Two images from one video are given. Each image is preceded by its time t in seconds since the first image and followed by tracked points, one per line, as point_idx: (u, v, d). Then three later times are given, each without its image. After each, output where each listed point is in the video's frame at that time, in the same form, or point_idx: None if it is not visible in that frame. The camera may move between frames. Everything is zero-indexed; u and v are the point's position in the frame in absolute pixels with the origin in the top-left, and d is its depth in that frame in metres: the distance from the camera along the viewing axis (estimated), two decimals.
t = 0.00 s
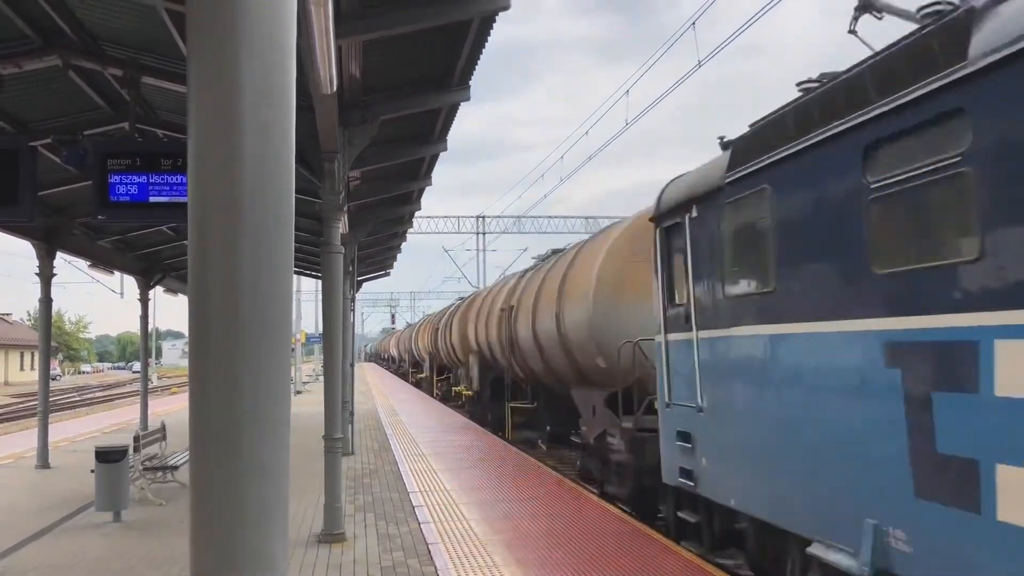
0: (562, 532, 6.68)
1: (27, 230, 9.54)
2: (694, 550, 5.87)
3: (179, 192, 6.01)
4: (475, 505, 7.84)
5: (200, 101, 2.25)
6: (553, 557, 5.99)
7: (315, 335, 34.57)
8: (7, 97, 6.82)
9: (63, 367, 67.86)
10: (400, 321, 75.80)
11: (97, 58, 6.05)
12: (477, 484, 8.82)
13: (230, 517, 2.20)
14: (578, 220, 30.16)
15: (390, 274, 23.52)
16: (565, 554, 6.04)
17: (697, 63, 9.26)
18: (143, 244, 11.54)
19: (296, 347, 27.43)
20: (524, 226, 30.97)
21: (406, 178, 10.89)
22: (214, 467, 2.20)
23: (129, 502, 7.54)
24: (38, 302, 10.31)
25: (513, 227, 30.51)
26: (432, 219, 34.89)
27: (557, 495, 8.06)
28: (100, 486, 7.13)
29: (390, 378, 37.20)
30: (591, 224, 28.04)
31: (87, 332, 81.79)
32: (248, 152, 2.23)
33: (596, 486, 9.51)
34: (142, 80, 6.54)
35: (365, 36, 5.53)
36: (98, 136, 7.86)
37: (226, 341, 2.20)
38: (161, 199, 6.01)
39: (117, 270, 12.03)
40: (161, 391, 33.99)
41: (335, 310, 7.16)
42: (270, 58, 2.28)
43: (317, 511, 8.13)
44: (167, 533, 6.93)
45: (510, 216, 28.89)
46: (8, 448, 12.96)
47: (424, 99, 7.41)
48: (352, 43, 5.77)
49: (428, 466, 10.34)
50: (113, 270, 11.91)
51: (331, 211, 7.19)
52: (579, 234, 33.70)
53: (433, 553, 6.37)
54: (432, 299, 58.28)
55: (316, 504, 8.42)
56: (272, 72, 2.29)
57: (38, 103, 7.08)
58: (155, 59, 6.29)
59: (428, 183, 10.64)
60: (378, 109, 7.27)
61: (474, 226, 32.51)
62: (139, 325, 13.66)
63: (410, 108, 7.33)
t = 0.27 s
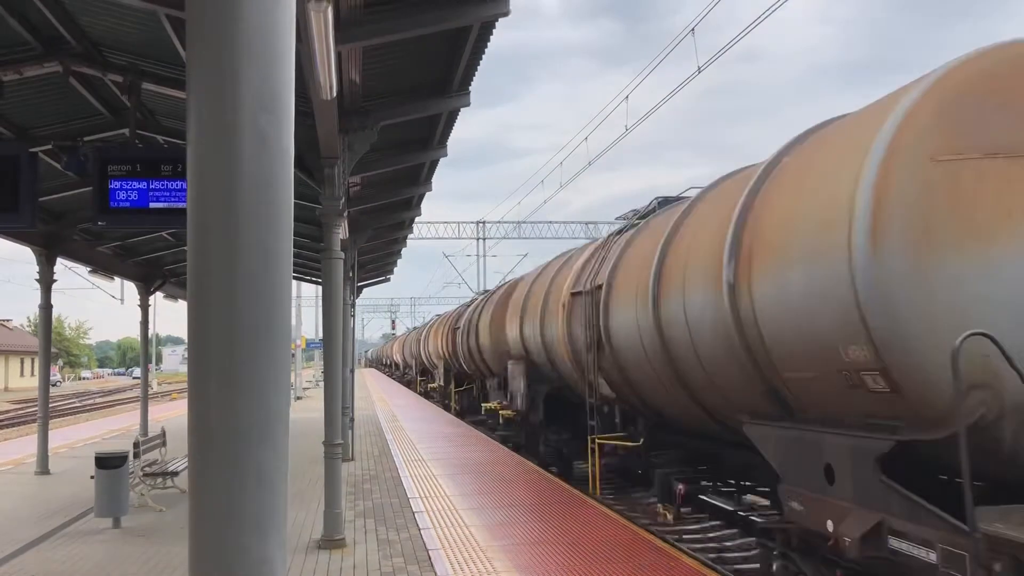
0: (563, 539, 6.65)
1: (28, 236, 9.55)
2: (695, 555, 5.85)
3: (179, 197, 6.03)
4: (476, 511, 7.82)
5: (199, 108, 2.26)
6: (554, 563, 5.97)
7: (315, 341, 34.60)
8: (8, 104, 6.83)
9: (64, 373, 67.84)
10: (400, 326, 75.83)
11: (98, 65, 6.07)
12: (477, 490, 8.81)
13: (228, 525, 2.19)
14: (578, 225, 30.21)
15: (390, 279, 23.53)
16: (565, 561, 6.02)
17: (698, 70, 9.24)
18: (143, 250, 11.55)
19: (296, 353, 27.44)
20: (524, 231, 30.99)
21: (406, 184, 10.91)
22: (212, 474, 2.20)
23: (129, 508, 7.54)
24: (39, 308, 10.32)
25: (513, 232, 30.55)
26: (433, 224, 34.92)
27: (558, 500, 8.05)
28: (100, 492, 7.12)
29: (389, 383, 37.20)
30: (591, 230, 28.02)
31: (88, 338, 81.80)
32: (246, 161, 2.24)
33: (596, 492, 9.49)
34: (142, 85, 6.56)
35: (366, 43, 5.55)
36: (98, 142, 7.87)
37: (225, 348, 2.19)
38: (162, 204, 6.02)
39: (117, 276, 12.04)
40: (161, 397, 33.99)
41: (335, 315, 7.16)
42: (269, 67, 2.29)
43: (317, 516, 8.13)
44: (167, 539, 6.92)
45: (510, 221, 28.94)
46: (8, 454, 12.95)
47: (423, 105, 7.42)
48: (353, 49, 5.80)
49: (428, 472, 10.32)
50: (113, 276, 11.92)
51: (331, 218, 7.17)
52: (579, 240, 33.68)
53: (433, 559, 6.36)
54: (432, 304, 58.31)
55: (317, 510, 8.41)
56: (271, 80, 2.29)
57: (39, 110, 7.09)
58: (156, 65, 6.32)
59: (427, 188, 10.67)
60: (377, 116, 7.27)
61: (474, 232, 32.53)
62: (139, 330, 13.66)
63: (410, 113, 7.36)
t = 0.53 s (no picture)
0: (562, 542, 6.65)
1: (28, 241, 9.57)
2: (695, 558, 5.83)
3: (179, 201, 6.04)
4: (476, 514, 7.82)
5: (197, 112, 2.26)
6: (554, 567, 5.97)
7: (315, 345, 34.61)
8: (8, 109, 6.85)
9: (64, 377, 67.83)
10: (400, 330, 75.84)
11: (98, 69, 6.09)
12: (477, 493, 8.80)
13: (228, 528, 2.19)
14: (578, 228, 30.23)
15: (389, 282, 23.55)
16: (564, 565, 6.02)
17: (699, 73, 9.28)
18: (143, 254, 11.56)
19: (296, 357, 27.44)
20: (524, 235, 31.02)
21: (405, 188, 10.93)
22: (212, 477, 2.20)
23: (129, 512, 7.54)
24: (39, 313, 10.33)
25: (513, 236, 30.56)
26: (432, 228, 34.93)
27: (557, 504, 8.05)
28: (101, 497, 7.12)
29: (389, 387, 37.20)
30: (591, 233, 28.04)
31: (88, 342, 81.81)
32: (244, 164, 2.24)
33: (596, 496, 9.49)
34: (142, 90, 6.58)
35: (365, 47, 5.57)
36: (98, 147, 7.89)
37: (225, 351, 2.20)
38: (162, 208, 6.02)
39: (117, 281, 12.06)
40: (161, 402, 33.99)
41: (335, 318, 7.16)
42: (267, 71, 2.29)
43: (317, 520, 8.13)
44: (167, 543, 6.92)
45: (510, 225, 28.96)
46: (8, 459, 12.94)
47: (423, 109, 7.44)
48: (352, 53, 5.82)
49: (428, 476, 10.32)
50: (113, 280, 11.93)
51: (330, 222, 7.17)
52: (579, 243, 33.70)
53: (433, 563, 6.36)
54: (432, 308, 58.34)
55: (316, 513, 8.41)
56: (268, 84, 2.30)
57: (39, 115, 7.11)
58: (155, 69, 6.33)
59: (427, 192, 10.68)
60: (376, 120, 7.29)
61: (474, 235, 32.55)
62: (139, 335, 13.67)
63: (409, 117, 7.37)
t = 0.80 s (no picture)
0: (562, 544, 6.65)
1: (27, 242, 9.57)
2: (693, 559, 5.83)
3: (179, 203, 6.04)
4: (476, 516, 7.82)
5: (198, 113, 2.27)
6: (553, 569, 5.97)
7: (314, 346, 34.62)
8: (9, 110, 6.86)
9: (63, 378, 67.81)
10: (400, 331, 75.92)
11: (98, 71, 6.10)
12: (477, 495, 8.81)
13: (228, 527, 2.20)
14: (577, 229, 30.20)
15: (389, 283, 23.56)
16: (564, 566, 6.02)
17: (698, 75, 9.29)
18: (143, 256, 11.57)
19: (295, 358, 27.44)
20: (523, 236, 31.03)
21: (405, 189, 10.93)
22: (212, 477, 2.20)
23: (128, 514, 7.54)
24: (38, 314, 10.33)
25: (513, 237, 30.56)
26: (432, 229, 34.94)
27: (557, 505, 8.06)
28: (101, 498, 7.12)
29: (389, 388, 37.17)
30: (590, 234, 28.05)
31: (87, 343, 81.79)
32: (245, 166, 2.25)
33: (595, 497, 9.49)
34: (142, 92, 6.58)
35: (365, 49, 5.58)
36: (98, 148, 7.89)
37: (224, 351, 2.20)
38: (162, 210, 6.03)
39: (117, 282, 12.06)
40: (161, 403, 33.99)
41: (335, 318, 7.15)
42: (267, 72, 2.30)
43: (317, 522, 8.13)
44: (166, 544, 6.92)
45: (509, 226, 28.96)
46: (7, 460, 12.94)
47: (423, 110, 7.45)
48: (352, 55, 5.82)
49: (428, 477, 10.32)
50: (113, 281, 11.93)
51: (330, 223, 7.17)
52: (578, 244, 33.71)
53: (433, 565, 6.36)
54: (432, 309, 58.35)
55: (316, 515, 8.40)
56: (269, 85, 2.30)
57: (40, 116, 7.12)
58: (156, 71, 6.34)
59: (427, 194, 10.69)
60: (376, 122, 7.30)
61: (473, 236, 32.55)
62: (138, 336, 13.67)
63: (408, 118, 7.37)
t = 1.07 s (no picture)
0: (560, 544, 6.64)
1: (26, 242, 9.57)
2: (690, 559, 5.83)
3: (177, 203, 6.04)
4: (474, 516, 7.82)
5: (197, 114, 2.27)
6: (552, 568, 5.98)
7: (313, 346, 34.61)
8: (8, 110, 6.85)
9: (62, 378, 67.75)
10: (399, 331, 75.86)
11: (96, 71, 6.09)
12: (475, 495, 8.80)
13: (228, 528, 2.20)
14: (577, 229, 30.13)
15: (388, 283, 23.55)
16: (562, 566, 6.01)
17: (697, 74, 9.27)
18: (141, 255, 11.56)
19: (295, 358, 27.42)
20: (523, 236, 30.99)
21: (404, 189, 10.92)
22: (211, 478, 2.20)
23: (126, 514, 7.52)
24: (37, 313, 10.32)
25: (513, 237, 30.50)
26: (432, 229, 34.89)
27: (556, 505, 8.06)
28: (99, 498, 7.10)
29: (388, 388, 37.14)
30: (590, 234, 28.02)
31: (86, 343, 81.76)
32: (244, 166, 2.25)
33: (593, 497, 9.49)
34: (141, 91, 6.57)
35: (362, 49, 5.57)
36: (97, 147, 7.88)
37: (223, 351, 2.20)
38: (161, 210, 6.02)
39: (115, 282, 12.05)
40: (160, 402, 33.98)
41: (333, 318, 7.14)
42: (267, 73, 2.30)
43: (316, 522, 8.13)
44: (164, 545, 6.90)
45: (509, 226, 28.93)
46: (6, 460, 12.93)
47: (422, 110, 7.44)
48: (350, 55, 5.81)
49: (427, 477, 10.32)
50: (112, 281, 11.92)
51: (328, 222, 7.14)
52: (578, 244, 33.68)
53: (432, 565, 6.36)
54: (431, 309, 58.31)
55: (315, 515, 8.40)
56: (268, 86, 2.30)
57: (39, 116, 7.11)
58: (155, 71, 6.33)
59: (426, 194, 10.68)
60: (375, 122, 7.29)
61: (473, 236, 32.53)
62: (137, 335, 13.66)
63: (408, 118, 7.37)
